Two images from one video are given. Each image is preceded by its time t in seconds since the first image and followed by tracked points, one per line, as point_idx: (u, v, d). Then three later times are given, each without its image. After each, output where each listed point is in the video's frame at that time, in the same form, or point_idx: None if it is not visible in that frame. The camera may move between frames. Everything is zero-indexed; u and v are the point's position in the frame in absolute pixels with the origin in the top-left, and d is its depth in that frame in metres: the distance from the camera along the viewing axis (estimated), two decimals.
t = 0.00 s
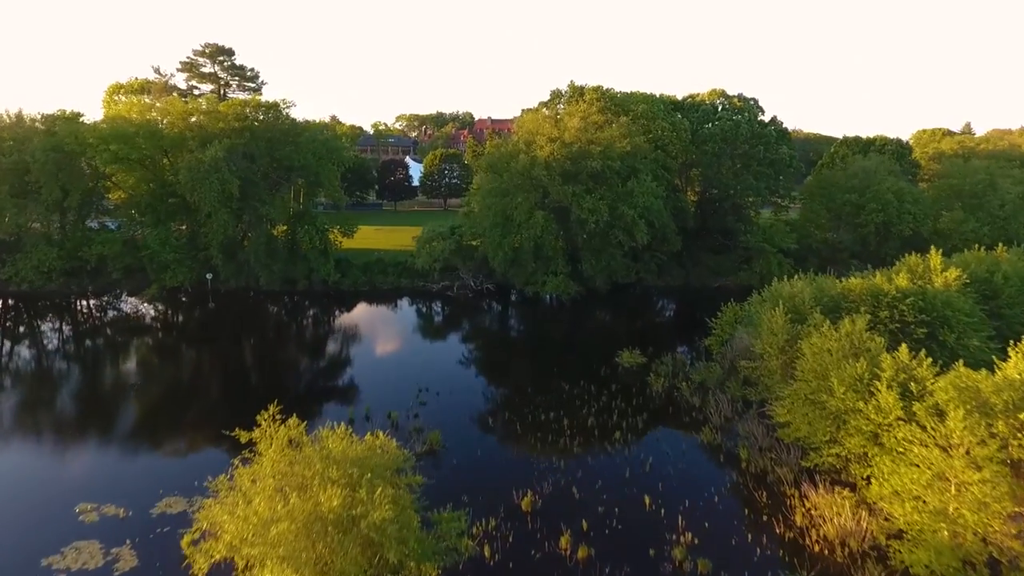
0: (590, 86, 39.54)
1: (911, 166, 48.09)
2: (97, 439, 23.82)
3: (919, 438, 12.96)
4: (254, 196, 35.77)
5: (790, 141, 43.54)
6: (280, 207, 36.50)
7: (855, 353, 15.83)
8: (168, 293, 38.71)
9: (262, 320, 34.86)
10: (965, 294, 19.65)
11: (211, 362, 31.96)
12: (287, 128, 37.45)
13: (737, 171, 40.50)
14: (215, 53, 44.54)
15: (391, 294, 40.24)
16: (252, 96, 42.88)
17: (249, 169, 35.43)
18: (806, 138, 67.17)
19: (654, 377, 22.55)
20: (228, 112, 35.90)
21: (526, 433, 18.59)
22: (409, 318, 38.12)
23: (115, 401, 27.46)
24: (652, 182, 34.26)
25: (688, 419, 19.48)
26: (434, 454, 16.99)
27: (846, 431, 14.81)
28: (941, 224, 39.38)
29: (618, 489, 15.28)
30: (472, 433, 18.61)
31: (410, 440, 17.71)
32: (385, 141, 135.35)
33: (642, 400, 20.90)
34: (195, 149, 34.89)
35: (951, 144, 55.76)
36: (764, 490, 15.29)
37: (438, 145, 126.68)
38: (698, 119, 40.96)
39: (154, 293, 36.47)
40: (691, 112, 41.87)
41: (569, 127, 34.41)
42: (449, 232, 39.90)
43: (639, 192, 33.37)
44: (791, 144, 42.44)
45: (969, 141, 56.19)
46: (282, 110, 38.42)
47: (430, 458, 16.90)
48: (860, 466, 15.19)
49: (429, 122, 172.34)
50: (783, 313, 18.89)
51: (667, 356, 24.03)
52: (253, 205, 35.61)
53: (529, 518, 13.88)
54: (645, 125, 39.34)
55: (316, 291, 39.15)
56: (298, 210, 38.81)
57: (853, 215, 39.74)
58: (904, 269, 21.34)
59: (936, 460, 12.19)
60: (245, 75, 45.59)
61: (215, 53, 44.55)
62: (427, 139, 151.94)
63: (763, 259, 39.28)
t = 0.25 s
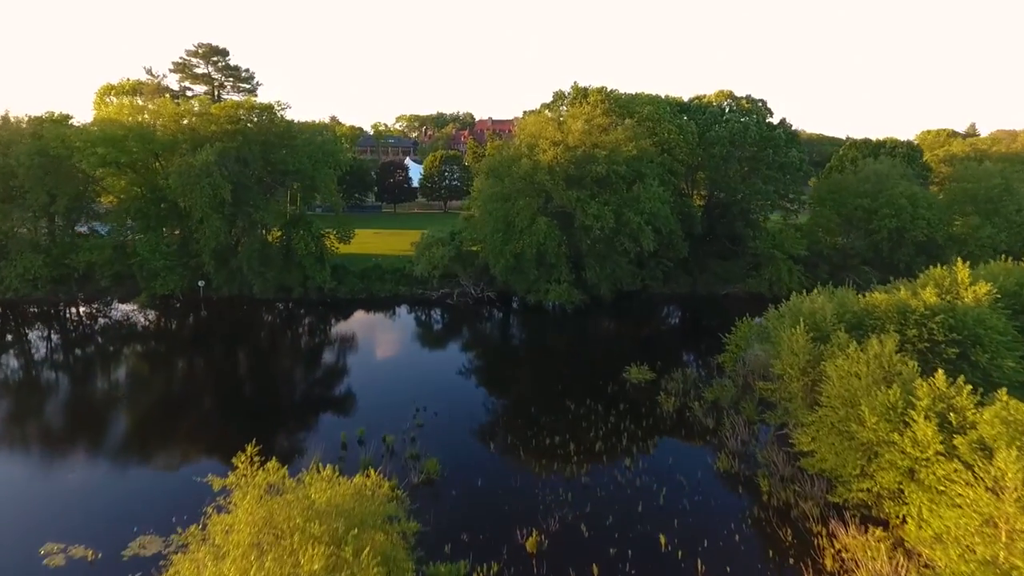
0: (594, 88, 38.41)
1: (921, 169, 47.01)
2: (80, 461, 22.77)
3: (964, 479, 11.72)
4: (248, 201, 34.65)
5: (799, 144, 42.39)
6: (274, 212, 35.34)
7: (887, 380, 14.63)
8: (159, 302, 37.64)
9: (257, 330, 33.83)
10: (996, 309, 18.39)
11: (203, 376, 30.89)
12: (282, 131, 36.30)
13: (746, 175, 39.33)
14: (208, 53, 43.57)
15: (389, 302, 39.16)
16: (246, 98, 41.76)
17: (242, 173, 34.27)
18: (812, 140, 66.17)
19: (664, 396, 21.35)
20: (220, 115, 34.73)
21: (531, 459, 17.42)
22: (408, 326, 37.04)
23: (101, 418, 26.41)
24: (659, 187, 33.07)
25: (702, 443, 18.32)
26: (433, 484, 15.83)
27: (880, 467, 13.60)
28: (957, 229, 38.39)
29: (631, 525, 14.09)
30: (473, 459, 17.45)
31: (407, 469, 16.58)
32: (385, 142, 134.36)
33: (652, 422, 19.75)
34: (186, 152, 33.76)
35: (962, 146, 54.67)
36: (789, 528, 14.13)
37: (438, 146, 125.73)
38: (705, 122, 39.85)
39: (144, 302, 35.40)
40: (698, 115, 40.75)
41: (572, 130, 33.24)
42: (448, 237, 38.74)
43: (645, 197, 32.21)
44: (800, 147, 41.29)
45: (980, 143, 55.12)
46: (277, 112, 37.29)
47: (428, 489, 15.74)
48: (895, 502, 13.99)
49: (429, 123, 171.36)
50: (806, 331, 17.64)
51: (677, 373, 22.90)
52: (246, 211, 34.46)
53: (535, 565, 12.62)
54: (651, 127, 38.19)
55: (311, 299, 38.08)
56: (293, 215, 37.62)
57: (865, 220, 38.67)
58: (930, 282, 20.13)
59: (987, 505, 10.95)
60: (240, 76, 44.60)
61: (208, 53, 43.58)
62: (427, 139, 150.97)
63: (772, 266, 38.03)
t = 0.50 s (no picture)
0: (598, 89, 37.27)
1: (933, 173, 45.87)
2: (62, 483, 21.66)
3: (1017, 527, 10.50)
4: (241, 207, 33.51)
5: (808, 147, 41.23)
6: (268, 219, 34.15)
7: (922, 411, 13.44)
8: (150, 311, 36.52)
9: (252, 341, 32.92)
10: None
11: (195, 389, 29.87)
12: (276, 134, 35.08)
13: (754, 179, 38.18)
14: (202, 54, 42.55)
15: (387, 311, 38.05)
16: (240, 99, 40.62)
17: (234, 178, 33.06)
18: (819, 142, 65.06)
19: (676, 417, 20.18)
20: (211, 118, 33.52)
21: (536, 489, 16.23)
22: (407, 336, 35.99)
23: (88, 435, 25.35)
24: (666, 193, 31.92)
25: (718, 470, 17.12)
26: (430, 520, 14.66)
27: (919, 508, 12.40)
28: (972, 235, 37.19)
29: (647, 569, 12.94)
30: (474, 489, 16.25)
31: (403, 501, 15.48)
32: (384, 143, 133.30)
33: (664, 447, 18.56)
34: (177, 157, 32.64)
35: (971, 148, 53.58)
36: (818, 572, 12.98)
37: (438, 147, 124.68)
38: (713, 125, 38.66)
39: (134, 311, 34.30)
40: (705, 117, 39.56)
41: (577, 134, 32.08)
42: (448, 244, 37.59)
43: (652, 204, 31.00)
44: (810, 150, 40.10)
45: (991, 145, 54.00)
46: (271, 114, 36.15)
47: (425, 525, 14.60)
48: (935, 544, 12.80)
49: (429, 124, 170.33)
50: (830, 352, 16.46)
51: (688, 391, 21.71)
52: (238, 217, 33.30)
53: None
54: (656, 130, 36.99)
55: (307, 308, 36.91)
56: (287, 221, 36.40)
57: (878, 226, 37.51)
58: (958, 297, 18.93)
59: None
60: (234, 77, 43.59)
61: (202, 54, 42.56)
62: (427, 140, 149.97)
63: (782, 273, 36.82)
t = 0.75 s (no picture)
0: (602, 90, 36.13)
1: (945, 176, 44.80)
2: (44, 504, 20.63)
3: None
4: (232, 213, 32.38)
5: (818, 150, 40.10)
6: (261, 224, 33.01)
7: (964, 444, 12.25)
8: (140, 319, 35.41)
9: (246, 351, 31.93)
10: None
11: (186, 401, 28.76)
12: (269, 137, 33.94)
13: (763, 183, 37.05)
14: (194, 54, 41.49)
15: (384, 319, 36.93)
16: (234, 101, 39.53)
17: (225, 183, 31.92)
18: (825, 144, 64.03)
19: (689, 441, 19.01)
20: (201, 120, 32.45)
21: (542, 524, 15.07)
22: (405, 346, 34.89)
23: (72, 450, 24.25)
24: (673, 198, 30.77)
25: (736, 502, 15.97)
26: (427, 561, 13.54)
27: (964, 556, 11.23)
28: (987, 241, 36.13)
29: None
30: (474, 524, 15.14)
31: (398, 538, 14.36)
32: (384, 144, 132.27)
33: (677, 474, 17.41)
34: (167, 161, 31.53)
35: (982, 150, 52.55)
36: None
37: (438, 148, 123.66)
38: (720, 127, 37.54)
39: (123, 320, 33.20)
40: (712, 119, 38.43)
41: (580, 137, 30.91)
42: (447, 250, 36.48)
43: (659, 210, 29.88)
44: (820, 153, 38.96)
45: (1002, 148, 52.95)
46: (265, 116, 35.02)
47: (422, 566, 13.48)
48: None
49: (428, 125, 169.33)
50: (858, 376, 15.31)
51: (701, 411, 20.54)
52: (230, 223, 32.15)
53: None
54: (662, 133, 35.83)
55: (302, 316, 35.76)
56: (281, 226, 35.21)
57: (891, 231, 36.42)
58: (990, 313, 17.70)
59: None
60: (227, 78, 42.53)
61: (194, 54, 41.49)
62: (426, 141, 148.57)
63: (792, 280, 35.66)
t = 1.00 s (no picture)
0: (606, 92, 34.95)
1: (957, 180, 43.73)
2: (27, 522, 19.71)
3: None
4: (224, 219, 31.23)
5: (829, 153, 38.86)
6: (253, 231, 31.83)
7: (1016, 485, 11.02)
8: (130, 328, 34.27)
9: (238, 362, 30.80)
10: None
11: (176, 413, 27.63)
12: (262, 140, 32.77)
13: (772, 188, 35.89)
14: (187, 54, 40.36)
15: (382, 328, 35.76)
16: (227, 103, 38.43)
17: (216, 189, 30.76)
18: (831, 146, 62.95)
19: (705, 470, 17.80)
20: (191, 123, 31.34)
21: (549, 565, 13.90)
22: (403, 357, 33.73)
23: (56, 467, 23.09)
24: (682, 204, 29.59)
25: (758, 538, 14.81)
26: None
27: None
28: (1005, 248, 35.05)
29: None
30: (476, 563, 13.98)
31: None
32: (383, 144, 131.09)
33: (692, 507, 16.23)
34: (156, 165, 30.38)
35: (993, 153, 51.49)
36: None
37: (438, 149, 122.59)
38: (729, 130, 36.35)
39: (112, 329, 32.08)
40: (720, 122, 37.24)
41: (585, 140, 29.67)
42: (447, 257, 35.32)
43: (667, 217, 28.70)
44: (831, 156, 37.79)
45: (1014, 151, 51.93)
46: (258, 118, 33.85)
47: None
48: None
49: (429, 125, 168.25)
50: (891, 403, 14.11)
51: (716, 435, 19.34)
52: (221, 230, 30.99)
53: None
54: (669, 136, 34.63)
55: (296, 326, 34.59)
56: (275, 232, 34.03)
57: (905, 238, 35.32)
58: None
59: None
60: (221, 78, 41.42)
61: (187, 53, 40.37)
62: (426, 142, 147.52)
63: (803, 288, 34.50)
